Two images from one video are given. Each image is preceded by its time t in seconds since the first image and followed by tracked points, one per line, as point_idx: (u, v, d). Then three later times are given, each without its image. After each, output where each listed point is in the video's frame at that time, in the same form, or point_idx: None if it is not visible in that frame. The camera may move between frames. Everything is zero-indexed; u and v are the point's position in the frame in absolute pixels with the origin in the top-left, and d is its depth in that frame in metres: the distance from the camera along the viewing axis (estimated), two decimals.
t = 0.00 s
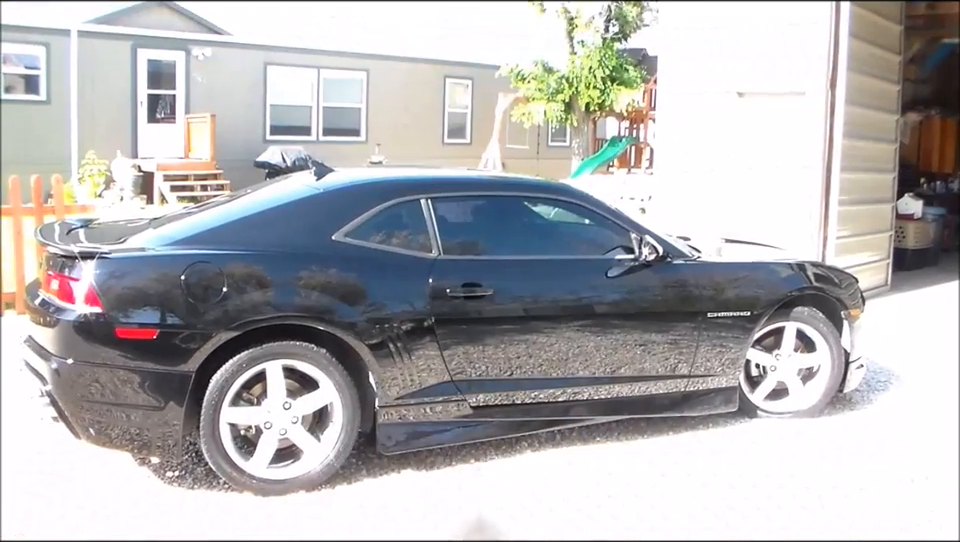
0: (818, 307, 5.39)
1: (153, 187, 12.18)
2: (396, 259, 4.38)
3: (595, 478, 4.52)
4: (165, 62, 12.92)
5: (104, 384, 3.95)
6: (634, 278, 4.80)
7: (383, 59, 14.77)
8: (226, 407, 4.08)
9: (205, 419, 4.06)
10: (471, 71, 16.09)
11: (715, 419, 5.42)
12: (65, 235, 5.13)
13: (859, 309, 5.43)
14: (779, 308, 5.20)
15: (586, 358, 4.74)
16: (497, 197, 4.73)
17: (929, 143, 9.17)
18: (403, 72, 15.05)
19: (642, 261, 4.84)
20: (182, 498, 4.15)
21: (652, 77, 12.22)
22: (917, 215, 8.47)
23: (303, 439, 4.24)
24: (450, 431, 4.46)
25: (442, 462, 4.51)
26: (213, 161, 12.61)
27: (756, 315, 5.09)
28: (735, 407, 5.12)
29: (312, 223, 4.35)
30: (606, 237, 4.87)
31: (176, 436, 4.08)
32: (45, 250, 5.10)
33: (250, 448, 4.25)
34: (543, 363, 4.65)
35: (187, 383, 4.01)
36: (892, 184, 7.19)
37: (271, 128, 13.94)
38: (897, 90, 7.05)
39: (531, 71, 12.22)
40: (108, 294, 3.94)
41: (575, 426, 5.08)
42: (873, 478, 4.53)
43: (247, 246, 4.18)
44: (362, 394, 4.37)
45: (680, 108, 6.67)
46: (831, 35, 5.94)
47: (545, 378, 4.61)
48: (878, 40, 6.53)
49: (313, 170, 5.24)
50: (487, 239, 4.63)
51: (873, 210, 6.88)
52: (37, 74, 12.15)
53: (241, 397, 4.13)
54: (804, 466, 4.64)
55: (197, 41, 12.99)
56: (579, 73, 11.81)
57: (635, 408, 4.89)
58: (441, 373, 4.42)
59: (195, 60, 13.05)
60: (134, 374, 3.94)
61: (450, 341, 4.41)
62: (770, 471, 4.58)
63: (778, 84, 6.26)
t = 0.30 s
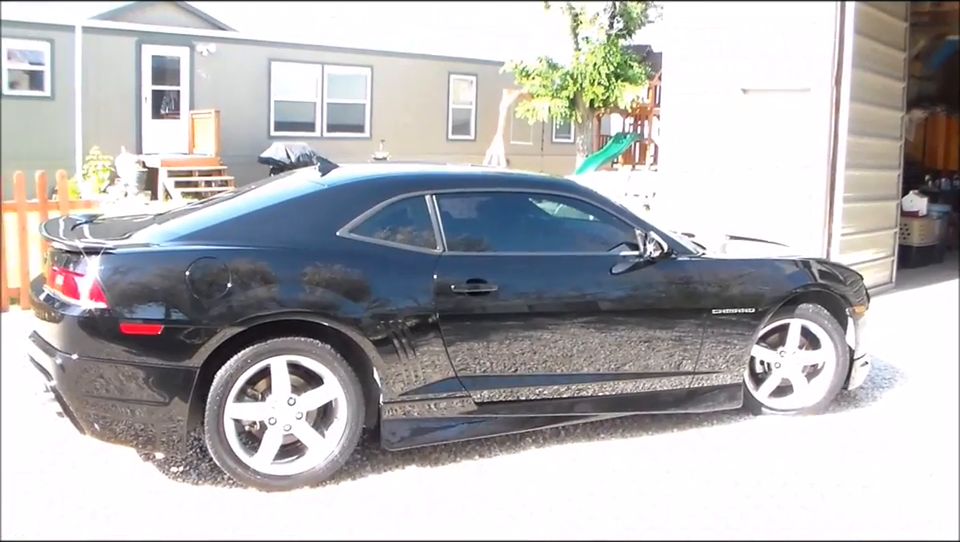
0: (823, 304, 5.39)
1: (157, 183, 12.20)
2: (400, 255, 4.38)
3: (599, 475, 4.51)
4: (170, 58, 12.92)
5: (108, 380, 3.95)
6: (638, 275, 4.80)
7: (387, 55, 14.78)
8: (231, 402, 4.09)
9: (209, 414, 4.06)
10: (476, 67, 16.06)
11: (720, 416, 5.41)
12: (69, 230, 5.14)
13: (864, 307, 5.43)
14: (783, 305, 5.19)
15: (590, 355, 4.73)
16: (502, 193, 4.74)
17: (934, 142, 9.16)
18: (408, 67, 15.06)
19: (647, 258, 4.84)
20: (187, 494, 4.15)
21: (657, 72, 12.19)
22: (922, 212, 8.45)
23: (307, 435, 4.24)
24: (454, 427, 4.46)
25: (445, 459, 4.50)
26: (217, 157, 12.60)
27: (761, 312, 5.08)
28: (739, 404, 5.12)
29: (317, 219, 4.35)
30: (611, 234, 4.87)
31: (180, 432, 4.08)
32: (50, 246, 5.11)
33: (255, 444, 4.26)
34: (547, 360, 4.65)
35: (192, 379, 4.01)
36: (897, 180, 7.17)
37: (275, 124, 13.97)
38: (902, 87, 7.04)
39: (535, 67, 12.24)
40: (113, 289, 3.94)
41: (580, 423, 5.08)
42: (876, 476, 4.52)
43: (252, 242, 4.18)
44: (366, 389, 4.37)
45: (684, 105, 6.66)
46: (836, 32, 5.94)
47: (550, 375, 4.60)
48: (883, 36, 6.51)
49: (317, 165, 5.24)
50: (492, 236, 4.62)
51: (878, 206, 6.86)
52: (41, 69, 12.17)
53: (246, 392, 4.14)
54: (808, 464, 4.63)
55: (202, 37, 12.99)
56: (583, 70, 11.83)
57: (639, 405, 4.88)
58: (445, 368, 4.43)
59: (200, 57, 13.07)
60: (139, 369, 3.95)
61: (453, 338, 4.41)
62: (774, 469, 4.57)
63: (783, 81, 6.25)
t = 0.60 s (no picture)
0: (832, 301, 5.38)
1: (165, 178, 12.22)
2: (408, 250, 4.38)
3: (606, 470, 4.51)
4: (178, 53, 12.94)
5: (117, 374, 3.95)
6: (647, 271, 4.79)
7: (395, 50, 14.78)
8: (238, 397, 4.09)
9: (217, 408, 4.07)
10: (484, 63, 16.03)
11: (727, 413, 5.41)
12: (78, 225, 5.15)
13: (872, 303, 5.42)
14: (792, 302, 5.18)
15: (598, 351, 4.73)
16: (510, 189, 4.73)
17: (943, 139, 9.13)
18: (416, 63, 15.06)
19: (656, 254, 4.83)
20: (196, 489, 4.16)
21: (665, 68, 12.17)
22: (931, 209, 8.41)
23: (315, 430, 4.24)
24: (462, 422, 4.46)
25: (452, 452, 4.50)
26: (225, 152, 12.62)
27: (769, 308, 5.07)
28: (746, 401, 5.11)
29: (326, 214, 4.35)
30: (620, 230, 4.87)
31: (188, 426, 4.08)
32: (59, 240, 5.12)
33: (263, 439, 4.27)
34: (555, 356, 4.65)
35: (200, 372, 4.02)
36: (906, 177, 7.15)
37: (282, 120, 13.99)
38: (911, 83, 7.02)
39: (543, 63, 12.24)
40: (121, 284, 3.95)
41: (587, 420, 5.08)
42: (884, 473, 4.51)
43: (260, 237, 4.18)
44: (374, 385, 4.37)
45: (693, 101, 6.65)
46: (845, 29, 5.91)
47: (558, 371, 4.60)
48: (893, 32, 6.49)
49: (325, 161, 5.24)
50: (500, 232, 4.62)
51: (887, 203, 6.85)
52: (50, 65, 12.19)
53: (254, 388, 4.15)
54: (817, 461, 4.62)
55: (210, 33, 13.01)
56: (591, 66, 11.82)
57: (647, 401, 4.88)
58: (453, 364, 4.42)
59: (208, 52, 13.06)
60: (148, 364, 3.95)
61: (461, 332, 4.41)
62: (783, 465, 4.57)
63: (792, 77, 6.24)
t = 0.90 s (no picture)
0: (840, 300, 5.37)
1: (173, 177, 12.25)
2: (416, 249, 4.38)
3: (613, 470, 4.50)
4: (186, 52, 12.99)
5: (125, 372, 3.96)
6: (654, 271, 4.78)
7: (404, 49, 14.80)
8: (246, 395, 4.10)
9: (224, 407, 4.07)
10: (492, 62, 16.04)
11: (734, 412, 5.40)
12: (86, 223, 5.15)
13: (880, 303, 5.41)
14: (800, 302, 5.17)
15: (606, 350, 4.73)
16: (518, 188, 4.73)
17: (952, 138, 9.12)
18: (424, 63, 15.09)
19: (663, 253, 4.83)
20: (203, 487, 4.16)
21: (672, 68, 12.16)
22: (939, 209, 8.40)
23: (322, 429, 4.24)
24: (469, 421, 4.46)
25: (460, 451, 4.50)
26: (233, 151, 12.64)
27: (777, 308, 5.06)
28: (754, 400, 5.10)
29: (334, 212, 4.35)
30: (629, 230, 4.86)
31: (196, 424, 4.08)
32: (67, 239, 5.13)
33: (270, 438, 4.28)
34: (562, 355, 4.64)
35: (208, 370, 4.03)
36: (914, 177, 7.14)
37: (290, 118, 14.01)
38: (920, 82, 7.01)
39: (550, 62, 12.38)
40: (129, 282, 3.95)
41: (595, 419, 5.08)
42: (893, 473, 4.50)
43: (268, 236, 4.19)
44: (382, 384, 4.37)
45: (701, 99, 6.63)
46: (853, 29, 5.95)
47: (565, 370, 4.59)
48: (902, 31, 6.48)
49: (333, 159, 5.24)
50: (508, 231, 4.62)
51: (895, 202, 6.83)
52: (59, 63, 12.21)
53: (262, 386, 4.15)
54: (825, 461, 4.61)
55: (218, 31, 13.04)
56: (599, 65, 11.83)
57: (654, 400, 4.87)
58: (461, 363, 4.42)
59: (215, 51, 13.09)
60: (156, 362, 3.95)
61: (468, 331, 4.41)
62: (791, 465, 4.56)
63: (800, 77, 6.23)
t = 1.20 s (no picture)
0: (854, 301, 5.35)
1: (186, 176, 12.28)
2: (430, 249, 4.38)
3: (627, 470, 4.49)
4: (199, 52, 13.01)
5: (139, 372, 3.97)
6: (668, 271, 4.77)
7: (417, 49, 14.81)
8: (260, 395, 4.10)
9: (239, 406, 4.08)
10: (505, 62, 16.04)
11: (748, 413, 5.39)
12: (101, 223, 5.16)
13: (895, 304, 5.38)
14: (814, 302, 5.15)
15: (619, 350, 4.72)
16: (532, 188, 4.72)
17: None
18: (438, 63, 15.09)
19: (678, 254, 4.82)
20: (218, 486, 4.16)
21: (685, 68, 12.17)
22: (954, 210, 8.37)
23: (337, 429, 4.25)
24: (482, 421, 4.45)
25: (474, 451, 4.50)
26: (246, 151, 12.69)
27: (792, 308, 5.05)
28: (768, 401, 5.08)
29: (348, 212, 4.35)
30: (643, 230, 4.85)
31: (210, 424, 4.09)
32: (82, 238, 5.15)
33: (284, 437, 4.29)
34: (576, 355, 4.64)
35: (223, 369, 4.03)
36: (929, 177, 7.11)
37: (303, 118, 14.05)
38: (936, 82, 6.98)
39: (563, 62, 12.31)
40: (145, 281, 3.96)
41: (609, 419, 5.07)
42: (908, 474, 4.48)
43: (283, 235, 4.19)
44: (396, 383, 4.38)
45: (714, 99, 6.62)
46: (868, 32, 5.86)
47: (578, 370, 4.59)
48: (917, 31, 6.46)
49: (347, 159, 5.25)
50: (521, 231, 4.61)
51: (909, 203, 6.80)
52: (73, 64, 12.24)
53: (276, 385, 4.16)
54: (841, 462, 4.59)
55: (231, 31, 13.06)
56: (612, 65, 11.85)
57: (668, 401, 4.86)
58: (475, 363, 4.42)
59: (229, 51, 13.12)
60: (170, 361, 3.96)
61: (482, 332, 4.41)
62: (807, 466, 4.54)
63: (815, 77, 6.20)
